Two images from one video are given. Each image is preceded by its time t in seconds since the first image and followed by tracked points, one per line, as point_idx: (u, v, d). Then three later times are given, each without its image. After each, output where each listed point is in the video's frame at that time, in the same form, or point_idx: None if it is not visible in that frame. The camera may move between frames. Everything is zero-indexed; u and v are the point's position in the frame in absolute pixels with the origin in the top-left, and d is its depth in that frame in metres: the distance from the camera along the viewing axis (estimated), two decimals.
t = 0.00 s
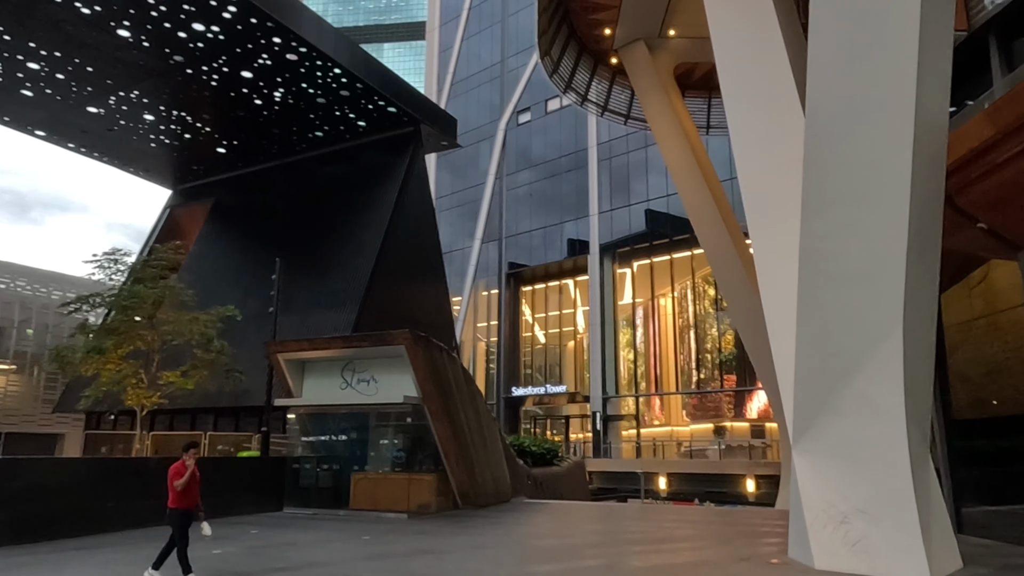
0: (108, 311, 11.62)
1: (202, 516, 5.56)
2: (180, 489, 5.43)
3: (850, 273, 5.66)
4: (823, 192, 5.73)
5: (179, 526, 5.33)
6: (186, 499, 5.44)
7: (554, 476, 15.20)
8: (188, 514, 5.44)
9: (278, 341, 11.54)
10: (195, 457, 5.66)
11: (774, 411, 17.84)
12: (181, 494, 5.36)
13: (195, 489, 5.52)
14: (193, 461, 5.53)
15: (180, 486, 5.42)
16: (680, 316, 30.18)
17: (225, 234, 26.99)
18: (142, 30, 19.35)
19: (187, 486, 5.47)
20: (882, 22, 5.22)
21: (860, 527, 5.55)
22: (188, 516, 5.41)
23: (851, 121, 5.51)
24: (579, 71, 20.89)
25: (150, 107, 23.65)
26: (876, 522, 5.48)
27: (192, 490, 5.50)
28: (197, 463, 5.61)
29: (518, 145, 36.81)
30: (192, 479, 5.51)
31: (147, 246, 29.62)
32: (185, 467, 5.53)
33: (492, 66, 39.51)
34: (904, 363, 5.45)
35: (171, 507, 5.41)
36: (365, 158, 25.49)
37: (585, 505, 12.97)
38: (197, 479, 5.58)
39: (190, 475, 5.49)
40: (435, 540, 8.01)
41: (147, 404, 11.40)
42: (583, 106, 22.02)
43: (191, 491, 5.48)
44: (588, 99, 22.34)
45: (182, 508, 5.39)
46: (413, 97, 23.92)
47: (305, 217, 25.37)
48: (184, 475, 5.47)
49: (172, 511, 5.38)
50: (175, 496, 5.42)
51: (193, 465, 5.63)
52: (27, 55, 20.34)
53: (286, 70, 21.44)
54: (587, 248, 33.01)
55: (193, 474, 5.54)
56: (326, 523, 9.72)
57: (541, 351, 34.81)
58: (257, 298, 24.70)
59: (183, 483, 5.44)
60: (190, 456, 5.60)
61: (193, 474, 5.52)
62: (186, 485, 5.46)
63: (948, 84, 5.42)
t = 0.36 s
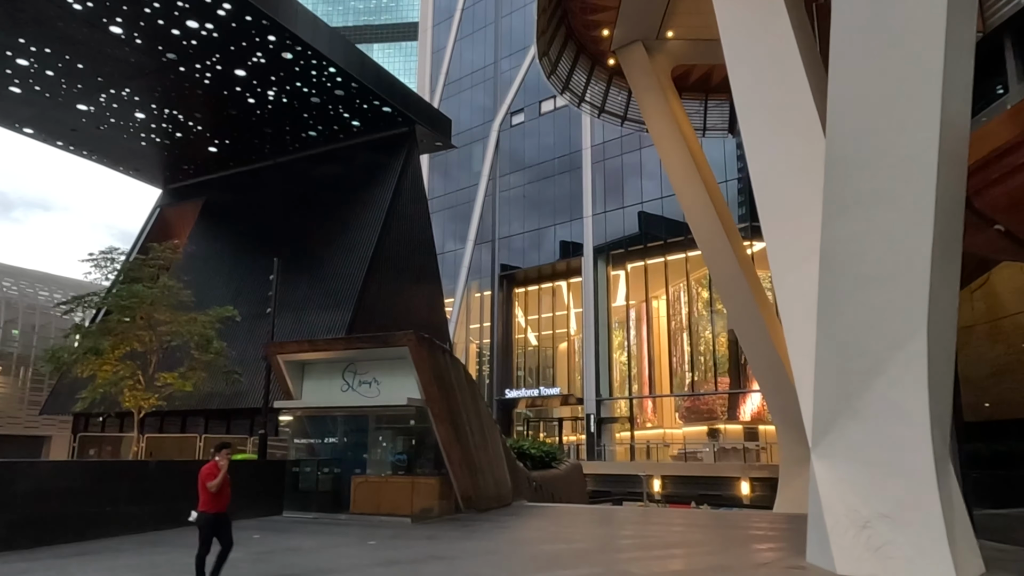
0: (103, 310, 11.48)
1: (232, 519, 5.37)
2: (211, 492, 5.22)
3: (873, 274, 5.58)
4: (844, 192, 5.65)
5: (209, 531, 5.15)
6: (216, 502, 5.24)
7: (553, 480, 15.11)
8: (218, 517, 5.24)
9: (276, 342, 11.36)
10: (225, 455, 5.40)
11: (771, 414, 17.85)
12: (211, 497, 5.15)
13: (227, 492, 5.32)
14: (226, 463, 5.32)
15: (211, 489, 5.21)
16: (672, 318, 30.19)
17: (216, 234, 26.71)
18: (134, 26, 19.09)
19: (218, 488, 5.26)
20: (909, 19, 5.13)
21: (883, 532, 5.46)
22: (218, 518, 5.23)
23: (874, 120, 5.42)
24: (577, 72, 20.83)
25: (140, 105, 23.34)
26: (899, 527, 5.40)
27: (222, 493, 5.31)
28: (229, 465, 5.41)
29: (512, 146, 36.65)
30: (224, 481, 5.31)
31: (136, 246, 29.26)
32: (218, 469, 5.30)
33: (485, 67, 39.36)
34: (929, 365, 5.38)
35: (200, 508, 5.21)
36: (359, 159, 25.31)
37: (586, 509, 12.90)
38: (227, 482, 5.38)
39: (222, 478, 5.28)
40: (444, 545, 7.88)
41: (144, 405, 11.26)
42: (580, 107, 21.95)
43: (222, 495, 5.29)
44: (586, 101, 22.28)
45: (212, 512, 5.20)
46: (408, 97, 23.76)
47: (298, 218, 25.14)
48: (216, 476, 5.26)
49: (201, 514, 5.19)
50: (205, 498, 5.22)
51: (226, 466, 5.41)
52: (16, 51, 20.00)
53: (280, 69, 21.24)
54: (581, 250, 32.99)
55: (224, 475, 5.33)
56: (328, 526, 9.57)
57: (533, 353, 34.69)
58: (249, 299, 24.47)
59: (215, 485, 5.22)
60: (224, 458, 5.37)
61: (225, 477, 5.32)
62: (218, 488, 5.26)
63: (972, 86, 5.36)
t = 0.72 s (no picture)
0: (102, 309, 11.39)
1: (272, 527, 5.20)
2: (246, 496, 5.08)
3: (902, 274, 5.45)
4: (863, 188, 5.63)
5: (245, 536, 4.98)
6: (253, 508, 5.09)
7: (554, 484, 14.93)
8: (256, 524, 5.08)
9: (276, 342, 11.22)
10: (263, 463, 5.33)
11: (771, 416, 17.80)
12: (246, 501, 5.01)
13: (264, 498, 5.18)
14: (261, 467, 5.22)
15: (246, 493, 5.07)
16: (667, 321, 30.38)
17: (209, 235, 26.45)
18: (129, 23, 18.85)
19: (254, 492, 5.13)
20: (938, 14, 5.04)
21: (909, 536, 5.39)
22: (257, 525, 5.07)
23: (901, 118, 5.33)
24: (576, 73, 20.79)
25: (134, 104, 23.06)
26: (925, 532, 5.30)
27: (260, 498, 5.16)
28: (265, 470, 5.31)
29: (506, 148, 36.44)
30: (260, 486, 5.18)
31: (127, 246, 28.93)
32: (253, 474, 5.19)
33: (480, 68, 39.19)
34: (957, 367, 5.18)
35: (237, 515, 5.08)
36: (355, 159, 25.13)
37: (590, 511, 12.79)
38: (265, 488, 5.26)
39: (258, 482, 5.16)
40: (454, 551, 7.74)
41: (143, 407, 11.16)
42: (579, 107, 21.89)
43: (259, 500, 5.14)
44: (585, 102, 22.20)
45: (249, 517, 5.05)
46: (404, 97, 23.57)
47: (293, 218, 24.95)
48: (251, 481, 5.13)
49: (239, 520, 5.05)
50: (242, 504, 5.08)
51: (263, 473, 5.31)
52: (7, 47, 19.70)
53: (276, 68, 21.05)
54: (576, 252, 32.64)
55: (261, 480, 5.21)
56: (333, 530, 9.42)
57: (528, 356, 34.78)
58: (243, 300, 24.23)
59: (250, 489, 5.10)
60: (260, 462, 5.28)
61: (261, 481, 5.20)
62: (253, 492, 5.12)
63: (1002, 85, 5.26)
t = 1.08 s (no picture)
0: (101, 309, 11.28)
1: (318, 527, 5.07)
2: (293, 496, 4.96)
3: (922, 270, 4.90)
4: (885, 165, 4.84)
5: (293, 538, 4.86)
6: (301, 508, 4.96)
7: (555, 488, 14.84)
8: (303, 525, 4.96)
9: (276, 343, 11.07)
10: (305, 461, 5.20)
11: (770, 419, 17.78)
12: (291, 501, 4.88)
13: (310, 497, 5.04)
14: (305, 465, 5.09)
15: (293, 493, 4.95)
16: (662, 325, 30.34)
17: (203, 236, 26.23)
18: (124, 21, 18.68)
19: (299, 492, 5.00)
20: None
21: (936, 538, 4.96)
22: (304, 527, 4.96)
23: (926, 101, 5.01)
24: (575, 77, 20.79)
25: (127, 103, 22.80)
26: (953, 533, 4.92)
27: (306, 498, 5.02)
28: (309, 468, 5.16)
29: (501, 150, 36.33)
30: (306, 485, 5.05)
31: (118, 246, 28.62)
32: (298, 472, 5.06)
33: (475, 72, 39.06)
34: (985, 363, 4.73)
35: (284, 516, 4.95)
36: (352, 161, 24.98)
37: (593, 516, 12.69)
38: (310, 488, 5.12)
39: (304, 480, 5.03)
40: (464, 558, 7.61)
41: (144, 409, 11.06)
42: (577, 110, 21.87)
43: (304, 500, 5.01)
44: (583, 104, 22.21)
45: (297, 519, 4.93)
46: (401, 98, 23.44)
47: (288, 220, 24.79)
48: (296, 480, 5.00)
49: (287, 522, 4.92)
50: (288, 505, 4.96)
51: (307, 472, 5.19)
52: None
53: (273, 68, 20.89)
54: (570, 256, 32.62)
55: (306, 479, 5.07)
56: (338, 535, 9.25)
57: (521, 359, 34.64)
58: (237, 302, 23.99)
59: (296, 489, 4.97)
60: (303, 461, 5.15)
61: (306, 480, 5.06)
62: (299, 492, 4.99)
63: None
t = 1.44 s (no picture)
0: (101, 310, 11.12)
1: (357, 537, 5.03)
2: (336, 507, 4.89)
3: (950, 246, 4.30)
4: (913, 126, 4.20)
5: (337, 548, 4.83)
6: (344, 519, 4.91)
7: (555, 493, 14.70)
8: (347, 537, 4.91)
9: (280, 347, 10.94)
10: (351, 469, 5.08)
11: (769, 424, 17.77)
12: (336, 512, 4.82)
13: (353, 508, 4.99)
14: (351, 476, 5.01)
15: (338, 504, 4.88)
16: (657, 328, 30.34)
17: (196, 237, 25.95)
18: (119, 19, 18.43)
19: (343, 503, 4.93)
20: None
21: (962, 545, 4.33)
22: (348, 538, 4.90)
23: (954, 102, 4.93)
24: (574, 79, 20.71)
25: (119, 102, 22.52)
26: (980, 540, 4.28)
27: (349, 509, 4.97)
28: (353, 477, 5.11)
29: (495, 152, 36.12)
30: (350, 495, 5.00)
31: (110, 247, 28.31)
32: (343, 482, 4.97)
33: (470, 74, 38.93)
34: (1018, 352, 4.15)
35: (325, 525, 4.89)
36: (348, 163, 24.82)
37: (597, 520, 12.59)
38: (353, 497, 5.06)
39: (347, 490, 4.96)
40: (475, 565, 7.47)
41: (142, 412, 10.92)
42: (576, 112, 21.80)
43: (347, 510, 4.96)
44: (582, 107, 22.20)
45: (340, 530, 4.87)
46: (397, 98, 23.27)
47: (283, 221, 24.58)
48: (342, 491, 4.91)
49: (329, 531, 4.86)
50: (331, 514, 4.89)
51: (351, 480, 5.09)
52: None
53: (269, 67, 20.68)
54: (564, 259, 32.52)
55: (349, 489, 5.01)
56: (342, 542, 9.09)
57: (516, 361, 34.53)
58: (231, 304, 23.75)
59: (341, 500, 4.90)
60: (348, 469, 5.07)
61: (349, 489, 4.99)
62: (344, 503, 4.92)
63: None
